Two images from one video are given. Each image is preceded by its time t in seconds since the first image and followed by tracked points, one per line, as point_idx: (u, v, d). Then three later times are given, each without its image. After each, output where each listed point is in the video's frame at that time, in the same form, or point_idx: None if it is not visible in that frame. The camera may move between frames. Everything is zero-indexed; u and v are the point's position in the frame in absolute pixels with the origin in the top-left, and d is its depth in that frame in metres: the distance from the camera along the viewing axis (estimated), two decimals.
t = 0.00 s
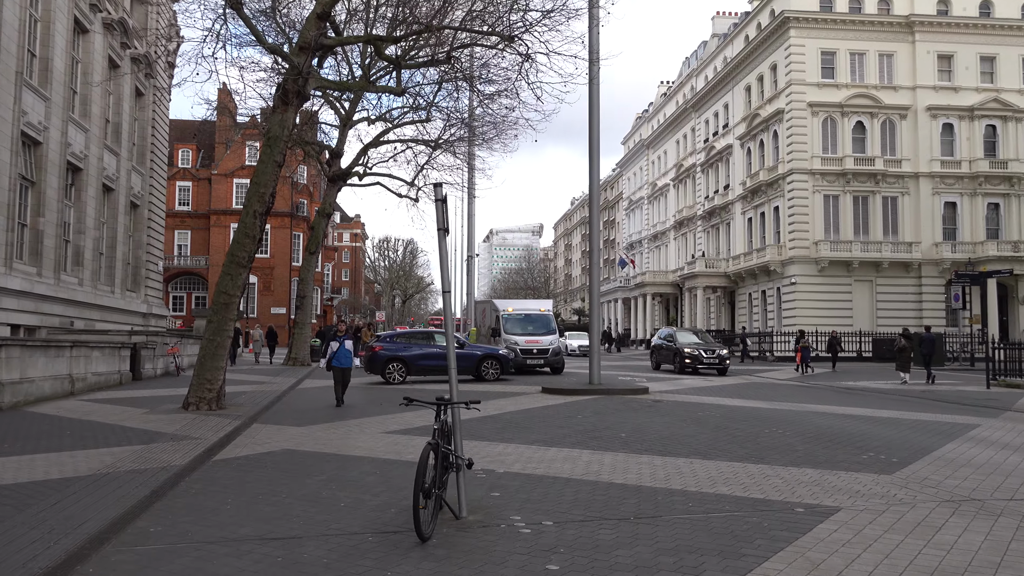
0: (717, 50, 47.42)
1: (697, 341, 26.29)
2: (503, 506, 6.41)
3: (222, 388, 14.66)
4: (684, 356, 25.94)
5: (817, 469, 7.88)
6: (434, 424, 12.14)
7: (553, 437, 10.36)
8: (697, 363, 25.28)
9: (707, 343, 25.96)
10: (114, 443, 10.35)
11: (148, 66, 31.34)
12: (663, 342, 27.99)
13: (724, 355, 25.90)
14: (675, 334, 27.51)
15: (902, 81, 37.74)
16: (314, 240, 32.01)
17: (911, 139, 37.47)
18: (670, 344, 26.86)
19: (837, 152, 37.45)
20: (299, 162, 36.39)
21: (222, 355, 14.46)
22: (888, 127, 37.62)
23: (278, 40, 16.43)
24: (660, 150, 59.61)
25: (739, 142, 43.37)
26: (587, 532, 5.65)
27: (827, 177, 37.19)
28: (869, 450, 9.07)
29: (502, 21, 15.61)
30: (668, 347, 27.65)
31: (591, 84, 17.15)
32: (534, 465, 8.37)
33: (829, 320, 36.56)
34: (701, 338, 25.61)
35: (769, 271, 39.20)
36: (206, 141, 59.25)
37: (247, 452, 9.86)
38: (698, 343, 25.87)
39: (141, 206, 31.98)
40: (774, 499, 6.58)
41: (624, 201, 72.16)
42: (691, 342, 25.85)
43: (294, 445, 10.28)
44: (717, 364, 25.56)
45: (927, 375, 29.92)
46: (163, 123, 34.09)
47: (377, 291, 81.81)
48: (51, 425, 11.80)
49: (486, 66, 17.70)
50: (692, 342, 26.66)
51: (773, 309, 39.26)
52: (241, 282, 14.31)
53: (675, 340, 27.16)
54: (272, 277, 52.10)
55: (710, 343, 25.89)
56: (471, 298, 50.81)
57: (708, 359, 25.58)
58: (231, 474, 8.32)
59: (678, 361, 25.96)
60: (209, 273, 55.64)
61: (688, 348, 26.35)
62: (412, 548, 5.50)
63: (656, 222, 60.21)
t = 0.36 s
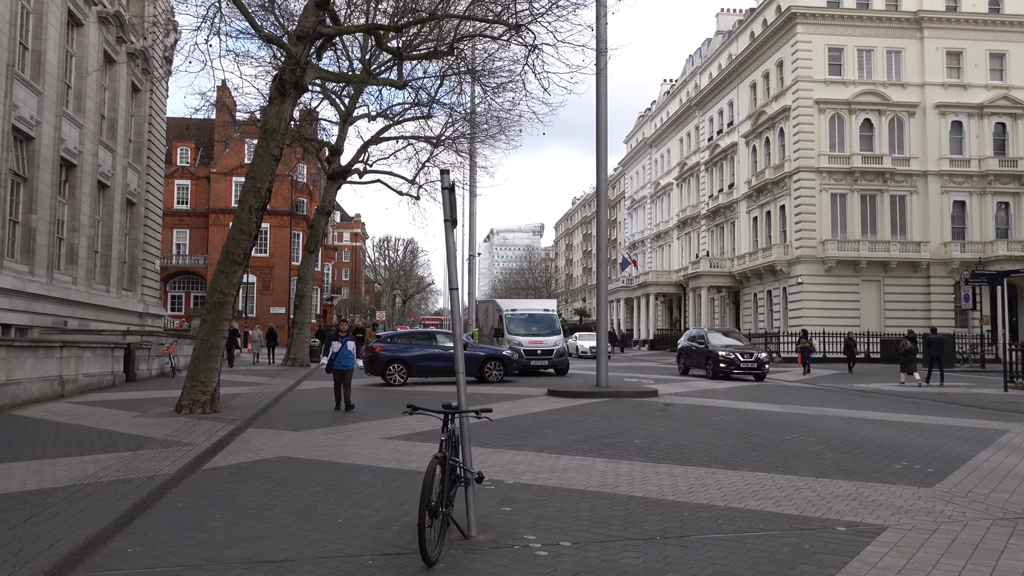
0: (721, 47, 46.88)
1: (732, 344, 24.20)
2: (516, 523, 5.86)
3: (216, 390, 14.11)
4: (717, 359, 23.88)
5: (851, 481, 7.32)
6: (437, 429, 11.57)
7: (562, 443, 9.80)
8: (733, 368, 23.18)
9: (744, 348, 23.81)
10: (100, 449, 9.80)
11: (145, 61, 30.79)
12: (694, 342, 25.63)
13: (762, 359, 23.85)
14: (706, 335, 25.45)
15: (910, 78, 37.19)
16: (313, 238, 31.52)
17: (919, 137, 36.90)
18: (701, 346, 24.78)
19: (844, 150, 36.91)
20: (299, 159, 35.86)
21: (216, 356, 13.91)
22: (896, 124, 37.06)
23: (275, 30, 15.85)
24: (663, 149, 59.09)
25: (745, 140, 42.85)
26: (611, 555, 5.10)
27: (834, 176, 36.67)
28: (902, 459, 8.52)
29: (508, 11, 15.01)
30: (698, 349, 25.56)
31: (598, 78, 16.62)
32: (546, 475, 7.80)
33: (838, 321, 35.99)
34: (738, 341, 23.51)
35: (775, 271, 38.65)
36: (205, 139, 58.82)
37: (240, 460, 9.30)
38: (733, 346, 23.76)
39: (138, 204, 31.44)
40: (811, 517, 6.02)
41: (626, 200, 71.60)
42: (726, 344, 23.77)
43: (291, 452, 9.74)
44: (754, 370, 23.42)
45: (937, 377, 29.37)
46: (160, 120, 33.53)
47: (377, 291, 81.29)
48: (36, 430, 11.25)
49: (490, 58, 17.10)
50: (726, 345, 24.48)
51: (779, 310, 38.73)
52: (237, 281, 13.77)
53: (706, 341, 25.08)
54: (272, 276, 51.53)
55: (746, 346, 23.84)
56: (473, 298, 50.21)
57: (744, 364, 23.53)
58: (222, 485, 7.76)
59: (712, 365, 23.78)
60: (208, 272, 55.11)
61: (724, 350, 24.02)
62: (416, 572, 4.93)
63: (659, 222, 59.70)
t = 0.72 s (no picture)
0: (727, 44, 46.35)
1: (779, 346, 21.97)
2: (538, 541, 5.34)
3: (213, 391, 13.60)
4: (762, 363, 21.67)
5: (894, 492, 6.81)
6: (444, 432, 11.04)
7: (577, 449, 9.29)
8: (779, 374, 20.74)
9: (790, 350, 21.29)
10: (91, 453, 9.28)
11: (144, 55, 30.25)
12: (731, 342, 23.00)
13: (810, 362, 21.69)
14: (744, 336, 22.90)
15: (921, 75, 36.65)
16: (314, 235, 31.01)
17: (929, 135, 36.36)
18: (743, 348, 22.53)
19: (853, 148, 36.37)
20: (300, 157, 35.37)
21: (214, 355, 13.38)
22: (905, 122, 36.52)
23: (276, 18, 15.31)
24: (667, 147, 58.58)
25: (751, 138, 42.32)
26: None
27: (843, 174, 36.14)
28: (944, 468, 7.99)
29: None
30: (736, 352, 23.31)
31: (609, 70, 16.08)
32: (566, 485, 7.26)
33: (846, 321, 35.46)
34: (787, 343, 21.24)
35: (782, 271, 38.11)
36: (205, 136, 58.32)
37: (238, 465, 8.78)
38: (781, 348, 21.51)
39: (136, 201, 30.91)
40: (860, 534, 5.51)
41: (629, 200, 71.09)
42: (773, 347, 21.53)
43: (292, 457, 9.21)
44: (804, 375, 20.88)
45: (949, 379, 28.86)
46: (160, 116, 33.00)
47: (378, 291, 80.78)
48: (24, 432, 10.74)
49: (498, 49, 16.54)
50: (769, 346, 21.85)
51: (786, 310, 38.19)
52: (235, 277, 13.26)
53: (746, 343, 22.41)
54: (272, 275, 50.99)
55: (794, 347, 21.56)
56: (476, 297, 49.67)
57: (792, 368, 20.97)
58: (218, 493, 7.23)
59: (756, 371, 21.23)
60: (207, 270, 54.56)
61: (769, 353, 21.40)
62: None
63: (663, 221, 59.17)
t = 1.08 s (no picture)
0: (733, 41, 45.79)
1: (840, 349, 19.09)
2: (570, 564, 4.79)
3: (211, 392, 13.06)
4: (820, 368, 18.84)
5: (952, 506, 6.25)
6: (453, 436, 10.49)
7: (596, 455, 8.73)
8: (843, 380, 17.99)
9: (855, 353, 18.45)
10: (80, 458, 8.74)
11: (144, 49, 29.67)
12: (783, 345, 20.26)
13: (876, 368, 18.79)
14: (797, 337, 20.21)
15: (931, 71, 36.10)
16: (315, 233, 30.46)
17: (940, 133, 35.80)
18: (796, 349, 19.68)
19: (863, 146, 35.80)
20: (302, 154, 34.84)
21: (211, 355, 12.84)
22: (916, 120, 35.94)
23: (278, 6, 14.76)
24: (671, 146, 58.03)
25: (758, 136, 41.76)
26: None
27: (853, 172, 35.59)
28: (996, 479, 7.42)
29: None
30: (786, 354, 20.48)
31: (622, 61, 15.51)
32: (590, 496, 6.71)
33: (855, 321, 34.92)
34: (850, 346, 18.40)
35: (790, 270, 37.54)
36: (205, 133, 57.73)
37: (236, 472, 8.22)
38: (843, 351, 18.65)
39: (135, 198, 30.34)
40: (926, 556, 4.96)
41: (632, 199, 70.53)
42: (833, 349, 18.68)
43: (294, 463, 8.65)
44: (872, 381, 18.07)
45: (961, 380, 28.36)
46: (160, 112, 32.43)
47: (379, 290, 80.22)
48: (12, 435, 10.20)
49: (507, 39, 15.94)
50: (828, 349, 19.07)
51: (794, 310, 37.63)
52: (234, 273, 12.73)
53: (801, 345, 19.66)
54: (273, 273, 50.44)
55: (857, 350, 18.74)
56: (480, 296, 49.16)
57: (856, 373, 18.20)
58: (215, 505, 6.69)
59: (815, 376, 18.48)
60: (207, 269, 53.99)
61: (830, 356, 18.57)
62: None
63: (667, 220, 58.61)
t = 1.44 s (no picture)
0: (740, 38, 45.24)
1: (920, 353, 16.28)
2: None
3: (212, 394, 12.51)
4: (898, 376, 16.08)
5: None
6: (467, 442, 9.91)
7: (624, 464, 8.15)
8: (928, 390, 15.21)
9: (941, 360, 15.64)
10: (72, 466, 8.18)
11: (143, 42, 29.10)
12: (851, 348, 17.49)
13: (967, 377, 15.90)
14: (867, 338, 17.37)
15: (944, 68, 35.51)
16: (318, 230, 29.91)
17: (952, 129, 35.21)
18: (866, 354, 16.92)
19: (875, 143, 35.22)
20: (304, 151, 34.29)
21: (212, 355, 12.29)
22: (928, 117, 35.34)
23: None
24: (676, 144, 57.47)
25: (767, 133, 41.21)
26: None
27: (863, 170, 35.04)
28: None
29: None
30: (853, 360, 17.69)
31: (638, 51, 14.93)
32: (625, 511, 6.15)
33: (865, 321, 34.37)
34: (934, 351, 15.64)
35: (800, 269, 36.98)
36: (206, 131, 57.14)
37: (239, 482, 7.65)
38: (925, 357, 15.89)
39: (134, 194, 29.78)
40: None
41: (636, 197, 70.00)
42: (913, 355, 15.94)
43: (300, 472, 8.08)
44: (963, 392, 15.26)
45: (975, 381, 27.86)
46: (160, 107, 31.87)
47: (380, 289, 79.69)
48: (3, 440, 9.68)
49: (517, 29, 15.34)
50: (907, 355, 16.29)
51: (804, 310, 37.09)
52: (235, 270, 12.19)
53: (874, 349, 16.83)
54: (274, 272, 49.89)
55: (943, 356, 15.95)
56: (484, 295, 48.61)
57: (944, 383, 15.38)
58: (216, 520, 6.13)
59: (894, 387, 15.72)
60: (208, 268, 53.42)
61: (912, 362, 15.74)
62: None
63: (672, 219, 58.04)
